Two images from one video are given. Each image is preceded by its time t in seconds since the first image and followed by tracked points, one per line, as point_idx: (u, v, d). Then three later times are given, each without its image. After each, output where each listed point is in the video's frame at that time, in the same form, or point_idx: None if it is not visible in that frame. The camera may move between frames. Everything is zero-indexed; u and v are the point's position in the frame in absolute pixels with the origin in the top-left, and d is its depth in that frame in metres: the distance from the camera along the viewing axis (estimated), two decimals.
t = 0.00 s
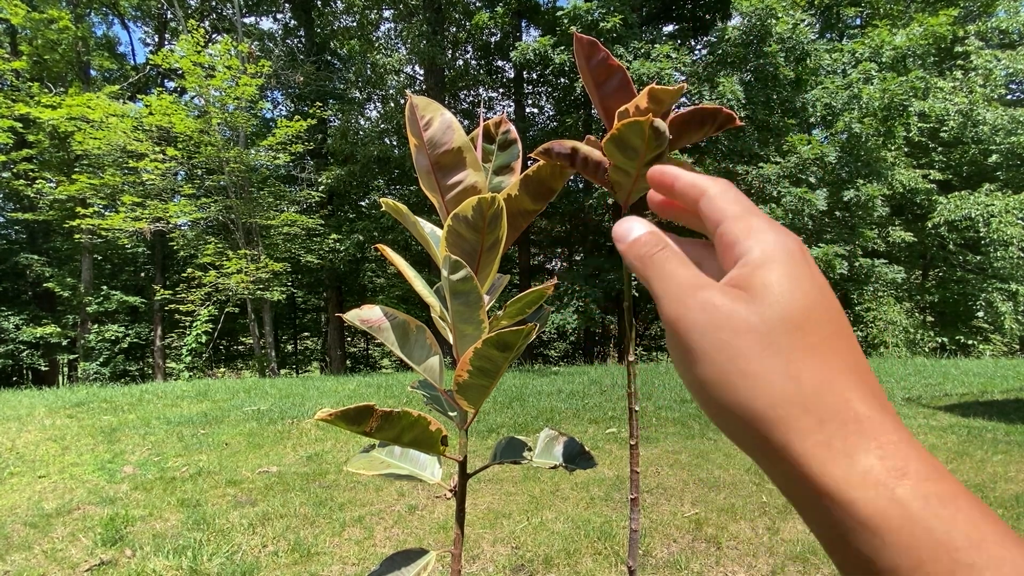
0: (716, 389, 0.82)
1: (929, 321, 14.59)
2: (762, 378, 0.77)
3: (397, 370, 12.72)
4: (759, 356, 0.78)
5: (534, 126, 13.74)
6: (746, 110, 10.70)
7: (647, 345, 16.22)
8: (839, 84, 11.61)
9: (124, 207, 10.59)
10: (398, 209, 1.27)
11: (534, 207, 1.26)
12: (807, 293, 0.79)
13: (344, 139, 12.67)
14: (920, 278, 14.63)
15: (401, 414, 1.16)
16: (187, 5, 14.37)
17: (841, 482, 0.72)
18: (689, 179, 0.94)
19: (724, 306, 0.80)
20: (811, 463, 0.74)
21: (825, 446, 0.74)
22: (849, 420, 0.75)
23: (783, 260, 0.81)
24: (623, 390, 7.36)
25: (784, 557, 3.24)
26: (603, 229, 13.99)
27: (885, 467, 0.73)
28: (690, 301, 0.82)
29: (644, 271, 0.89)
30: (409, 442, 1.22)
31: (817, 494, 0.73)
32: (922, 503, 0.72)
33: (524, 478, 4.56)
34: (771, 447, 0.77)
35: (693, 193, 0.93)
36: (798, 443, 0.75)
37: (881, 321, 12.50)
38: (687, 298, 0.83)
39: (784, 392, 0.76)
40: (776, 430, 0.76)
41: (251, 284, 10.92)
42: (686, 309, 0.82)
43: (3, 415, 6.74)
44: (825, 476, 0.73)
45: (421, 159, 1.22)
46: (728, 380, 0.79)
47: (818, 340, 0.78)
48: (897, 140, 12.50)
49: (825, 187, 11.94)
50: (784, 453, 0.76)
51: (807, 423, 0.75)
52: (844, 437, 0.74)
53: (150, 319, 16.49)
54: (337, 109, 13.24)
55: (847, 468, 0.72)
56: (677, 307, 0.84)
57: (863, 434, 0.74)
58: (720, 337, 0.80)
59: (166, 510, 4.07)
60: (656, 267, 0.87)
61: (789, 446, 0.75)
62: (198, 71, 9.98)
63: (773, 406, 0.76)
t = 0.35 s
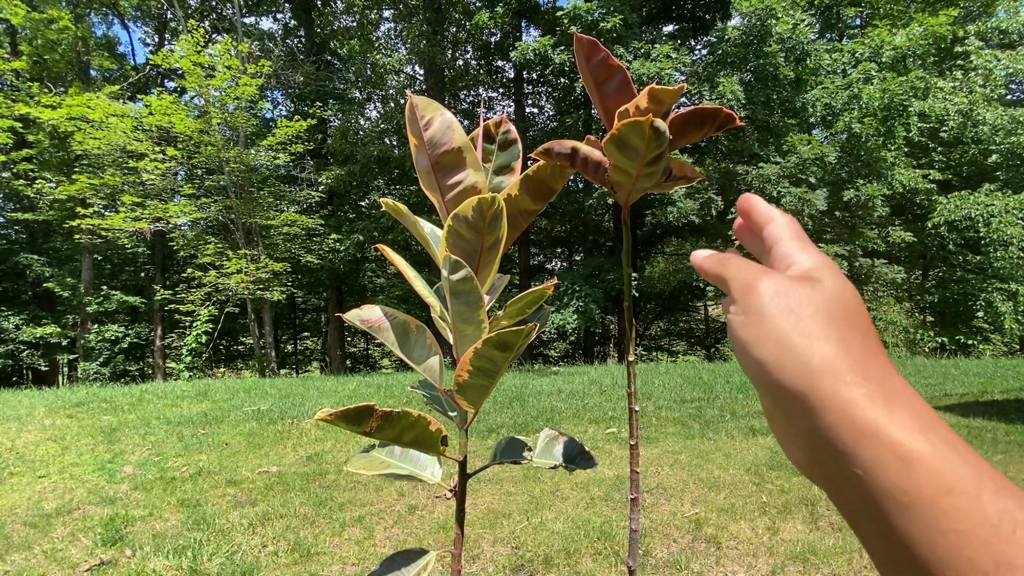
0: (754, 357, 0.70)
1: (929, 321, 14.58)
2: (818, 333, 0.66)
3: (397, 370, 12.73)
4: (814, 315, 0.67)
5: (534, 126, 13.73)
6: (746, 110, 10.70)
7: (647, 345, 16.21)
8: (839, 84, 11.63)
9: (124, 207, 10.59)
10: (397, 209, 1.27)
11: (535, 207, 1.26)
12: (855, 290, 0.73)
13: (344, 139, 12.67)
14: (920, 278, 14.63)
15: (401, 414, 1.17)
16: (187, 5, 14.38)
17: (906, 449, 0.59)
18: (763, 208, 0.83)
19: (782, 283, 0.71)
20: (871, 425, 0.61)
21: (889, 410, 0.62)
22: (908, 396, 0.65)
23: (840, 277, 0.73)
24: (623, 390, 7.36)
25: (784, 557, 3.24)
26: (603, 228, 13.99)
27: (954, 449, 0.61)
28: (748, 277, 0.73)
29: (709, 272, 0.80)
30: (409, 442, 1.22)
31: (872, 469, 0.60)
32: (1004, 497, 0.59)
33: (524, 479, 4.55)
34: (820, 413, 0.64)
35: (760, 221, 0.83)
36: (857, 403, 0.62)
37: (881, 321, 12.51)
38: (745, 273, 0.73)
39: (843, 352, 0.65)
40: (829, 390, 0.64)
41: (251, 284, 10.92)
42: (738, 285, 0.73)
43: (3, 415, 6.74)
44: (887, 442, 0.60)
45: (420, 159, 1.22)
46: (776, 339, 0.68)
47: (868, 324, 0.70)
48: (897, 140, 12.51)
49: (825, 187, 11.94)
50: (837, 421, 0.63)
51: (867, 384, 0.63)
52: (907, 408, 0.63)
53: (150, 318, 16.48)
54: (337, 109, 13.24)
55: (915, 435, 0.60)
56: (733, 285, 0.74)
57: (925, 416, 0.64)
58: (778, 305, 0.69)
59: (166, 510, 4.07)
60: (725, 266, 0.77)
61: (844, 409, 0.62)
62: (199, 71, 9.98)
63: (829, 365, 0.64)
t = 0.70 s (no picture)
0: (745, 380, 0.81)
1: (929, 321, 14.55)
2: (801, 354, 0.77)
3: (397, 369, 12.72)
4: (795, 338, 0.78)
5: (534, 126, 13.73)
6: (746, 110, 10.71)
7: (647, 345, 16.22)
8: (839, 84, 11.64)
9: (124, 207, 10.59)
10: (397, 209, 1.27)
11: (534, 207, 1.26)
12: (830, 310, 0.83)
13: (344, 139, 12.67)
14: (920, 278, 14.61)
15: (401, 414, 1.17)
16: (187, 5, 14.37)
17: (893, 469, 0.67)
18: (747, 225, 0.98)
19: (764, 304, 0.82)
20: (859, 441, 0.70)
21: (873, 428, 0.71)
22: (891, 417, 0.74)
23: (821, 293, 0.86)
24: (623, 390, 7.36)
25: (784, 557, 3.24)
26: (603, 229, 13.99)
27: (945, 471, 0.68)
28: (729, 301, 0.84)
29: (692, 289, 0.92)
30: (409, 443, 1.22)
31: (857, 482, 0.68)
32: (993, 520, 0.65)
33: (524, 479, 4.55)
34: (811, 432, 0.73)
35: (746, 237, 0.98)
36: (845, 422, 0.71)
37: (881, 321, 12.51)
38: (729, 299, 0.85)
39: (828, 376, 0.75)
40: (819, 410, 0.73)
41: (250, 284, 10.91)
42: (726, 309, 0.84)
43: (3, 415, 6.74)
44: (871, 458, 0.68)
45: (420, 159, 1.21)
46: (764, 360, 0.78)
47: (846, 343, 0.80)
48: (897, 140, 12.50)
49: (825, 187, 11.93)
50: (821, 438, 0.72)
51: (855, 405, 0.73)
52: (890, 426, 0.72)
53: (150, 318, 16.48)
54: (337, 109, 13.25)
55: (899, 453, 0.68)
56: (716, 306, 0.86)
57: (915, 436, 0.72)
58: (761, 328, 0.80)
59: (166, 510, 4.07)
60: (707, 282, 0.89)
61: (835, 429, 0.72)
62: (198, 71, 9.98)
63: (814, 385, 0.74)
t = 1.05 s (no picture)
0: (668, 366, 0.76)
1: (929, 321, 14.52)
2: (729, 340, 0.72)
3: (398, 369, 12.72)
4: (723, 324, 0.73)
5: (534, 125, 13.74)
6: (746, 110, 10.72)
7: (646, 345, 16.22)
8: (839, 84, 11.66)
9: (124, 207, 10.59)
10: (398, 209, 1.27)
11: (535, 208, 1.26)
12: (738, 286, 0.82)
13: (344, 139, 12.68)
14: (920, 278, 14.59)
15: (401, 414, 1.17)
16: (187, 5, 14.37)
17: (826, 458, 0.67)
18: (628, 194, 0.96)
19: (684, 276, 0.76)
20: (794, 436, 0.68)
21: (806, 419, 0.69)
22: (810, 398, 0.73)
23: (716, 258, 0.85)
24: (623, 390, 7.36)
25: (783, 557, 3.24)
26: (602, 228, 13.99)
27: (875, 460, 0.69)
28: (646, 272, 0.77)
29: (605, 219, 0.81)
30: (409, 442, 1.22)
31: (792, 478, 0.67)
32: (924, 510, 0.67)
33: (524, 479, 4.55)
34: (732, 420, 0.71)
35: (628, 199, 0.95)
36: (780, 415, 0.69)
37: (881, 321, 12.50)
38: (644, 265, 0.77)
39: (756, 363, 0.72)
40: (756, 403, 0.70)
41: (251, 284, 10.91)
42: (646, 280, 0.77)
43: (3, 415, 6.74)
44: (806, 454, 0.67)
45: (421, 159, 1.21)
46: (696, 347, 0.73)
47: (761, 322, 0.79)
48: (897, 140, 12.50)
49: (825, 187, 11.93)
50: (756, 434, 0.69)
51: (786, 394, 0.71)
52: (814, 411, 0.71)
53: (149, 318, 16.48)
54: (337, 109, 13.24)
55: (832, 441, 0.68)
56: (632, 279, 0.78)
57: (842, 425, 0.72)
58: (681, 299, 0.75)
59: (166, 510, 4.07)
60: (622, 220, 0.80)
61: (767, 418, 0.69)
62: (199, 71, 9.98)
63: (745, 375, 0.71)
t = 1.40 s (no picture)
0: (601, 436, 0.76)
1: (929, 321, 14.50)
2: (652, 405, 0.74)
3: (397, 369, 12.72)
4: (646, 390, 0.75)
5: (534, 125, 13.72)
6: (746, 110, 10.72)
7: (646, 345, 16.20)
8: (839, 84, 11.68)
9: (124, 207, 10.59)
10: (397, 209, 1.27)
11: (535, 208, 1.26)
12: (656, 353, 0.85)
13: (344, 139, 12.68)
14: (920, 279, 14.58)
15: (401, 414, 1.17)
16: (187, 5, 14.36)
17: (752, 513, 0.67)
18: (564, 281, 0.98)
19: (613, 351, 0.78)
20: (721, 492, 0.68)
21: (730, 473, 0.70)
22: (733, 455, 0.74)
23: (632, 331, 0.89)
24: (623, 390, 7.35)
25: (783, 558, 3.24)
26: (602, 228, 13.99)
27: (795, 509, 0.70)
28: (576, 347, 0.79)
29: (539, 302, 0.83)
30: (409, 443, 1.21)
31: (725, 534, 0.67)
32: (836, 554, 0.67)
33: (524, 479, 4.55)
34: (664, 482, 0.71)
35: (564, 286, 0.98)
36: (705, 472, 0.70)
37: (881, 321, 12.49)
38: (572, 343, 0.79)
39: (682, 424, 0.73)
40: (683, 462, 0.70)
41: (250, 284, 10.91)
42: (574, 356, 0.78)
43: (3, 415, 6.74)
44: (735, 511, 0.67)
45: (420, 159, 1.22)
46: (626, 416, 0.74)
47: (679, 384, 0.81)
48: (897, 140, 12.51)
49: (825, 187, 11.94)
50: (688, 493, 0.70)
51: (711, 452, 0.72)
52: (738, 468, 0.72)
53: (149, 319, 16.47)
54: (337, 109, 13.24)
55: (755, 495, 0.69)
56: (564, 357, 0.79)
57: (765, 478, 0.73)
58: (607, 372, 0.76)
59: (166, 510, 4.07)
60: (558, 303, 0.82)
61: (694, 477, 0.70)
62: (199, 71, 9.98)
63: (672, 439, 0.72)
